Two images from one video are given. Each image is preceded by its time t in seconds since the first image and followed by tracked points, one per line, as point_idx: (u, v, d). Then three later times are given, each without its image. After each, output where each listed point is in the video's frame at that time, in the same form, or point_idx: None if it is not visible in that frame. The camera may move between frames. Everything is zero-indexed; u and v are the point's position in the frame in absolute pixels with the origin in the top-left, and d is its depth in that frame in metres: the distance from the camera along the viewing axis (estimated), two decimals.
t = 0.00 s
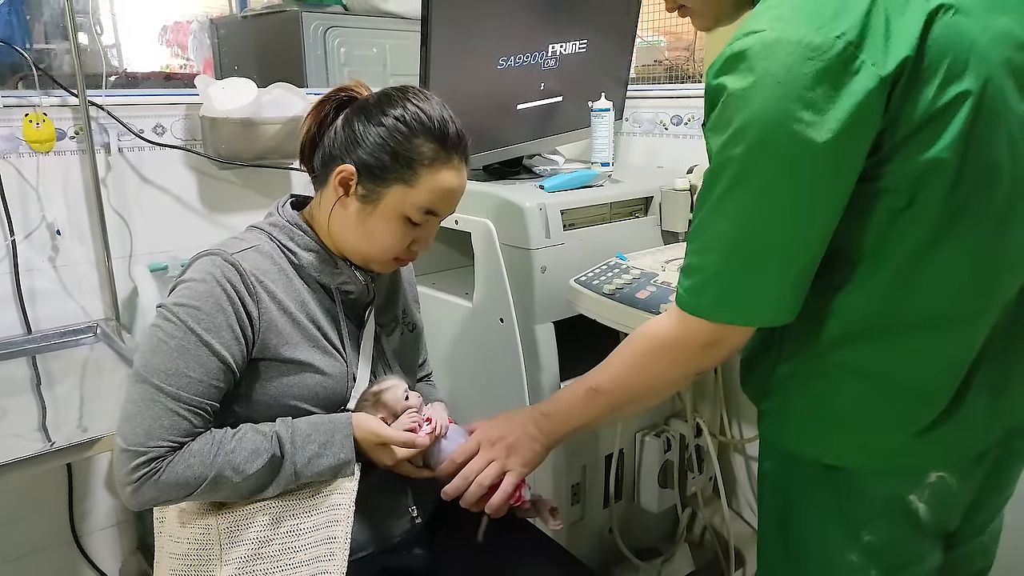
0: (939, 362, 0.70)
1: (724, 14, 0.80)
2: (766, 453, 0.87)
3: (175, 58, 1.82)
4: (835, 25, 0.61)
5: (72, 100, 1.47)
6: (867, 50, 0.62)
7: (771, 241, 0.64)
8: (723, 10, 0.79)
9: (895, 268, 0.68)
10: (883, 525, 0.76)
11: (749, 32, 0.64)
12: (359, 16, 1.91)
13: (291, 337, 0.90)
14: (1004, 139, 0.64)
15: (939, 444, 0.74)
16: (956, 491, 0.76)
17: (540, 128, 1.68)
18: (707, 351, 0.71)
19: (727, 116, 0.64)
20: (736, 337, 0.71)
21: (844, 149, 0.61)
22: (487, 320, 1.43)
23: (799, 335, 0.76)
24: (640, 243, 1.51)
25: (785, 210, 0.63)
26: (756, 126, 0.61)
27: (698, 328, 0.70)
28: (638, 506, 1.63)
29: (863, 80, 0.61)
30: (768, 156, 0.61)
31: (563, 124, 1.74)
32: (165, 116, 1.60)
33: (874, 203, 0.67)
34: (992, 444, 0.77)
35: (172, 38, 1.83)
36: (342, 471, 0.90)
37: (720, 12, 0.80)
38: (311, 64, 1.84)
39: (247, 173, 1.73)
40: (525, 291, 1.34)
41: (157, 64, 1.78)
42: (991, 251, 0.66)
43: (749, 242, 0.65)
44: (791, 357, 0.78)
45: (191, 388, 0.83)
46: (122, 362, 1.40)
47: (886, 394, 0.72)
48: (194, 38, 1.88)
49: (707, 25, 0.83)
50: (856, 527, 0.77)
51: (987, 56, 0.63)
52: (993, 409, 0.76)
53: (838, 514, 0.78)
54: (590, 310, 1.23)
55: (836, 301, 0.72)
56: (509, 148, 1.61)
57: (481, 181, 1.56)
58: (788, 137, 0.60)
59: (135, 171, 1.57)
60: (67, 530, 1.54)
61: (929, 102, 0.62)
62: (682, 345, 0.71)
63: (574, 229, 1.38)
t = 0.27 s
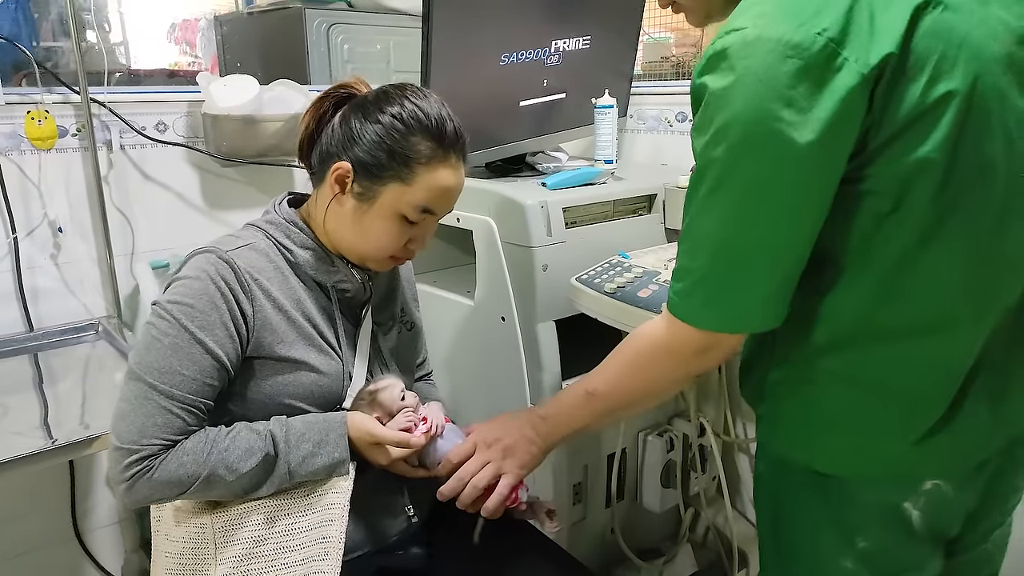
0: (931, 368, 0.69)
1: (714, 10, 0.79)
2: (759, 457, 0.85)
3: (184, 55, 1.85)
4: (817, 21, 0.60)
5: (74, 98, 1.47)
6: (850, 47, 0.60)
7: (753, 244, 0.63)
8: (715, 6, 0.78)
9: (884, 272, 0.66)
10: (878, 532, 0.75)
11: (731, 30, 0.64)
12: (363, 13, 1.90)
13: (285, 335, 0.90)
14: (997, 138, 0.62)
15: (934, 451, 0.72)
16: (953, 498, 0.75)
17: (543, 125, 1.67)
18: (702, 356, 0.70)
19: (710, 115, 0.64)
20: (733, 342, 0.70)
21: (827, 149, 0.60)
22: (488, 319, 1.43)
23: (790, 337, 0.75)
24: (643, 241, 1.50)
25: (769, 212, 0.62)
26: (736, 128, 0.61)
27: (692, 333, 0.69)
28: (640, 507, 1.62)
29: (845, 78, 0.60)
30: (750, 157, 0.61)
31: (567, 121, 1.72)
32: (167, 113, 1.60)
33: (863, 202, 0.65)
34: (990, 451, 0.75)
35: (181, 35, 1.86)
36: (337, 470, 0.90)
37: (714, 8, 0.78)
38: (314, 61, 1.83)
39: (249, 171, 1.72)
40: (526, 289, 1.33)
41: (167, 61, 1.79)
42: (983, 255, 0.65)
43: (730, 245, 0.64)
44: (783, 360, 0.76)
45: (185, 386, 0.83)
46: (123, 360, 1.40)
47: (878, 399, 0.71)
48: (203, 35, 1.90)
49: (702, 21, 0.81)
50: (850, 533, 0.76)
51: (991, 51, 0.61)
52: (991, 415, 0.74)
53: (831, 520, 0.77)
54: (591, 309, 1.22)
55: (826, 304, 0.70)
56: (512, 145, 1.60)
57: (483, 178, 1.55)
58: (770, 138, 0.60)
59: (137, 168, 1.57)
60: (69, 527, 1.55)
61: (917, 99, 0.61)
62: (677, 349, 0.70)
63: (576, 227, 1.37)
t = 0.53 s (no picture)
0: (924, 376, 0.68)
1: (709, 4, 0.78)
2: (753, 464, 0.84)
3: (193, 56, 1.86)
4: (803, 17, 0.60)
5: (77, 99, 1.47)
6: (834, 43, 0.60)
7: (733, 240, 0.63)
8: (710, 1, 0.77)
9: (872, 279, 0.66)
10: (873, 541, 0.73)
11: (719, 27, 0.63)
12: (368, 14, 1.90)
13: (282, 337, 0.90)
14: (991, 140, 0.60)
15: (928, 463, 0.71)
16: (949, 512, 0.73)
17: (547, 126, 1.66)
18: (690, 361, 0.69)
19: (694, 112, 0.64)
20: (721, 350, 0.69)
21: (810, 148, 0.60)
22: (491, 321, 1.42)
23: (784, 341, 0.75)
24: (647, 243, 1.49)
25: (752, 212, 0.62)
26: (717, 123, 0.61)
27: (681, 336, 0.68)
28: (644, 511, 1.60)
29: (829, 74, 0.59)
30: (731, 155, 0.61)
31: (571, 122, 1.71)
32: (170, 114, 1.59)
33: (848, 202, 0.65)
34: (987, 467, 0.74)
35: (190, 36, 1.86)
36: (334, 473, 0.89)
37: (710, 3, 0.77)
38: (319, 62, 1.82)
39: (252, 172, 1.72)
40: (529, 291, 1.32)
41: (175, 62, 1.81)
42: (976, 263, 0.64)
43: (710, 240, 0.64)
44: (776, 363, 0.76)
45: (181, 388, 0.83)
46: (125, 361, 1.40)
47: (870, 407, 0.70)
48: (212, 36, 1.90)
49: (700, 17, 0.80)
50: (845, 542, 0.74)
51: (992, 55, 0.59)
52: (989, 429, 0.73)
53: (825, 528, 0.76)
54: (593, 312, 1.20)
55: (816, 308, 0.70)
56: (516, 146, 1.59)
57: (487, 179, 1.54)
58: (752, 135, 0.60)
59: (141, 169, 1.57)
60: (73, 528, 1.55)
61: (903, 98, 0.60)
62: (665, 353, 0.70)
63: (579, 229, 1.36)
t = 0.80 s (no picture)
0: (928, 376, 0.65)
1: None
2: (754, 465, 0.82)
3: (205, 51, 1.78)
4: None
5: (81, 91, 1.46)
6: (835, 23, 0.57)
7: (721, 229, 0.61)
8: None
9: (873, 272, 0.63)
10: (875, 547, 0.70)
11: (717, 8, 0.61)
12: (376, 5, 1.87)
13: (280, 332, 0.89)
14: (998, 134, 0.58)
15: (932, 466, 0.68)
16: (954, 518, 0.70)
17: (554, 119, 1.63)
18: (691, 357, 0.68)
19: (689, 98, 0.62)
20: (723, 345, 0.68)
21: (807, 134, 0.57)
22: (496, 317, 1.40)
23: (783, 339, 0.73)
24: (656, 239, 1.46)
25: (751, 202, 0.60)
26: (711, 106, 0.59)
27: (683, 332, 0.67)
28: (650, 511, 1.58)
29: (827, 57, 0.57)
30: (724, 141, 0.59)
31: (580, 115, 1.69)
32: (175, 107, 1.58)
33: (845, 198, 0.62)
34: (994, 472, 0.71)
35: (202, 30, 1.78)
36: (333, 472, 0.87)
37: None
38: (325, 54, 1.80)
39: (256, 165, 1.70)
40: (534, 287, 1.30)
41: (187, 57, 1.74)
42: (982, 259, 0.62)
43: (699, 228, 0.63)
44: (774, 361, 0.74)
45: (175, 385, 0.82)
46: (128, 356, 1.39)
47: (871, 406, 0.68)
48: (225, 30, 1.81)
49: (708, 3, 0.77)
50: (847, 547, 0.72)
51: (1004, 41, 0.56)
52: (994, 432, 0.70)
53: (826, 532, 0.73)
54: (599, 309, 1.18)
55: (813, 303, 0.67)
56: (523, 139, 1.57)
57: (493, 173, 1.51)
58: (746, 121, 0.58)
59: (145, 162, 1.55)
60: (77, 522, 1.54)
61: (902, 87, 0.57)
62: (666, 350, 0.68)
63: (587, 224, 1.33)
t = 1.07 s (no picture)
0: (912, 368, 0.63)
1: None
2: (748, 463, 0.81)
3: (206, 46, 1.78)
4: None
5: (73, 85, 1.44)
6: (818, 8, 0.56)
7: (700, 218, 0.60)
8: None
9: (851, 265, 0.62)
10: (866, 546, 0.68)
11: None
12: None
13: (266, 329, 0.87)
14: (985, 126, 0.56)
15: (926, 464, 0.65)
16: (951, 519, 0.67)
17: (551, 113, 1.61)
18: (682, 350, 0.67)
19: (671, 83, 0.61)
20: (714, 335, 0.66)
21: (788, 119, 0.56)
22: (491, 313, 1.38)
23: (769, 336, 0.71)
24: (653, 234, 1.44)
25: (732, 189, 0.58)
26: (690, 88, 0.58)
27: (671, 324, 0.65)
28: (647, 508, 1.56)
29: (810, 42, 0.55)
30: (703, 126, 0.58)
31: (577, 109, 1.66)
32: (168, 101, 1.56)
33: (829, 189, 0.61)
34: (992, 473, 0.67)
35: (205, 25, 1.78)
36: (320, 471, 0.86)
37: None
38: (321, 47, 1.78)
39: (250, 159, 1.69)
40: (529, 282, 1.28)
41: (189, 50, 1.76)
42: (967, 247, 0.59)
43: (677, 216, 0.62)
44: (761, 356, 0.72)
45: (159, 383, 0.80)
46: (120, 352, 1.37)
47: (856, 401, 0.66)
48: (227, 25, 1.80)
49: None
50: (838, 547, 0.69)
51: (998, 30, 0.54)
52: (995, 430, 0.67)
53: (816, 531, 0.71)
54: (593, 305, 1.16)
55: (796, 297, 0.66)
56: (520, 133, 1.55)
57: (489, 167, 1.50)
58: (725, 105, 0.56)
59: (137, 157, 1.54)
60: (69, 519, 1.53)
61: (883, 78, 0.56)
62: (655, 344, 0.67)
63: (583, 219, 1.31)
